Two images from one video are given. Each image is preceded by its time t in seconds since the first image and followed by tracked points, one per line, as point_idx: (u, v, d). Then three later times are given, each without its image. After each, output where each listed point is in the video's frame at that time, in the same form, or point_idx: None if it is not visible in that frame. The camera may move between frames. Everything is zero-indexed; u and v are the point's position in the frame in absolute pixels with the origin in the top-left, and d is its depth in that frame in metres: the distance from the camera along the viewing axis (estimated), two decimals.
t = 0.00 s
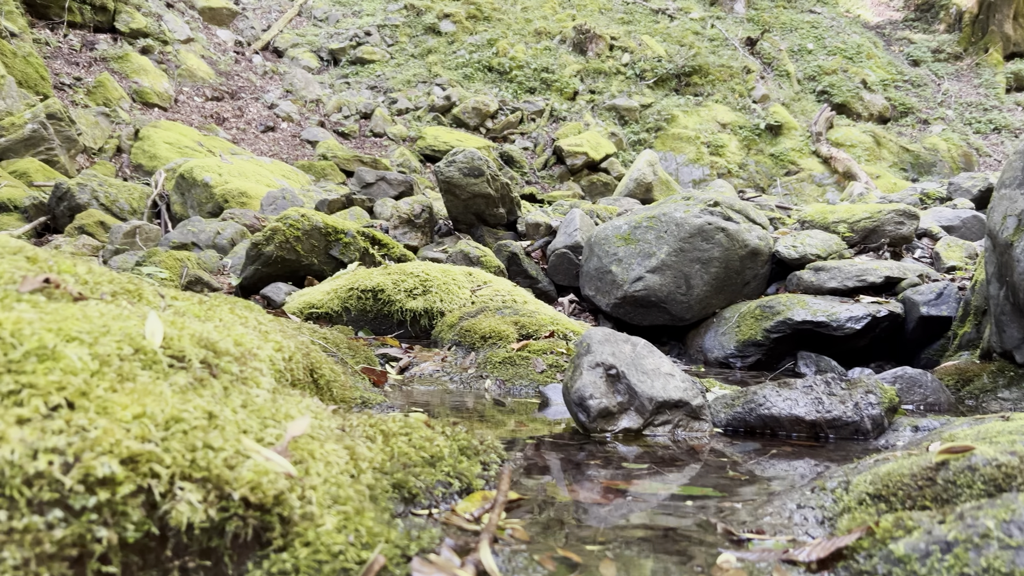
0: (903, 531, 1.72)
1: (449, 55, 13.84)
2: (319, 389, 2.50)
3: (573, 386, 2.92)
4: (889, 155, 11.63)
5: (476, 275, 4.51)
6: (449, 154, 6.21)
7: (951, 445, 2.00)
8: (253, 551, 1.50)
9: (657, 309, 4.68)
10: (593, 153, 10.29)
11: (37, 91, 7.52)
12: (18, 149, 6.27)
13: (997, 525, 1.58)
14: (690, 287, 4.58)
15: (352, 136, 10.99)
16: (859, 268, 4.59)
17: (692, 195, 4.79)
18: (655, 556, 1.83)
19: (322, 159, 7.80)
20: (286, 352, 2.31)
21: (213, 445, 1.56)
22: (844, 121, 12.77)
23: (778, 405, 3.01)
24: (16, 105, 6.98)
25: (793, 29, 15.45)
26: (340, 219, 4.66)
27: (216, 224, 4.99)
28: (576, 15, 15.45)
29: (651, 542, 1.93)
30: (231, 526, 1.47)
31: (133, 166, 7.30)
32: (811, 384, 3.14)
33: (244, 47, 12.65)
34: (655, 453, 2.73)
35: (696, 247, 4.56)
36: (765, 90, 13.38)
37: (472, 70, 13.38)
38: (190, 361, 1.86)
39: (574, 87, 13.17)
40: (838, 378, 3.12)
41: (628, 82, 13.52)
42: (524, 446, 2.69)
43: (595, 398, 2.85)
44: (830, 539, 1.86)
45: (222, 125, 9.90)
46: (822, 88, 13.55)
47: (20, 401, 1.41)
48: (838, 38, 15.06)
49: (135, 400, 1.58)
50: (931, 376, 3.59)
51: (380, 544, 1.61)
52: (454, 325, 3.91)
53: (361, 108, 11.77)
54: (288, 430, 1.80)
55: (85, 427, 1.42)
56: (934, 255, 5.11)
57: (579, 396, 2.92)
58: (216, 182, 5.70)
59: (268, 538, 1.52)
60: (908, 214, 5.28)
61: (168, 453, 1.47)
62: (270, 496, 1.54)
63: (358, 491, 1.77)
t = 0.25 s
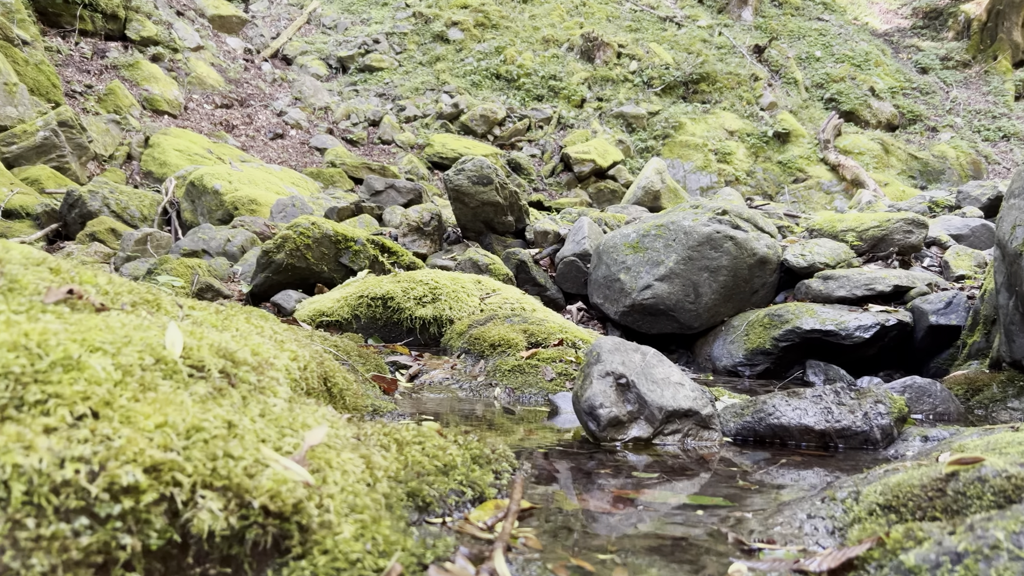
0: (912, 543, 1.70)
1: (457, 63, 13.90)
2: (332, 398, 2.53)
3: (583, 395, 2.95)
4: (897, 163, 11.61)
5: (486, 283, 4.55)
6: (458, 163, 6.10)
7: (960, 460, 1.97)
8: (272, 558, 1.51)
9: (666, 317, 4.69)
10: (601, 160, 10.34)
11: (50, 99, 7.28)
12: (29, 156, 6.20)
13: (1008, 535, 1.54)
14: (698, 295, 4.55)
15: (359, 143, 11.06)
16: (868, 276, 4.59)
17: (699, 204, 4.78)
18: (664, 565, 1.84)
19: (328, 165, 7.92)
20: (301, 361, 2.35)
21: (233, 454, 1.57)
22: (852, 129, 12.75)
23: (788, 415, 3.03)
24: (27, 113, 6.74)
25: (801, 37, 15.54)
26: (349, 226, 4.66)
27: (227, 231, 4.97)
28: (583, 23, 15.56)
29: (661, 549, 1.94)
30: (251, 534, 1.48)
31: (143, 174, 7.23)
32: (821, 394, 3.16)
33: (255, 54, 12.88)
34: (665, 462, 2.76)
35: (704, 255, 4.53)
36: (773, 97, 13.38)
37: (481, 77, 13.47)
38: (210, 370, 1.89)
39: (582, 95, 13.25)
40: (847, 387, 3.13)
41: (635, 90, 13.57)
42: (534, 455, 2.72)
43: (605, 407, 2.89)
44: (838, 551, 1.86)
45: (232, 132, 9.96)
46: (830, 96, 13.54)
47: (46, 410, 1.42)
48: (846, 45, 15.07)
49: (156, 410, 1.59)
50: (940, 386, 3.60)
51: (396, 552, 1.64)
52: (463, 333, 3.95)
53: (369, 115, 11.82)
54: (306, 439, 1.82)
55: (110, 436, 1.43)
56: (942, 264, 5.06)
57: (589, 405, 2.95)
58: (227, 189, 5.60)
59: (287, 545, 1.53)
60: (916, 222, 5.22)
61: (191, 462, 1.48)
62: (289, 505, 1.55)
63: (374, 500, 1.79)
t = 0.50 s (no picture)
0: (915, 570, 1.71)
1: (462, 73, 13.88)
2: (340, 419, 2.55)
3: (588, 414, 2.97)
4: (902, 173, 11.50)
5: (491, 297, 4.57)
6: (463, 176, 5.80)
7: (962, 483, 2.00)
8: None
9: (671, 331, 4.59)
10: (607, 170, 10.26)
11: (58, 110, 6.81)
12: (38, 168, 5.76)
13: (1008, 566, 1.55)
14: (703, 309, 4.49)
15: (366, 153, 10.84)
16: (873, 289, 4.58)
17: (705, 216, 4.71)
18: None
19: (337, 176, 7.77)
20: (309, 385, 2.37)
21: (245, 482, 1.48)
22: (857, 138, 12.58)
23: (792, 433, 3.05)
24: (37, 125, 6.26)
25: (804, 46, 15.38)
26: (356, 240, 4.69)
27: (234, 244, 4.98)
28: (589, 33, 15.52)
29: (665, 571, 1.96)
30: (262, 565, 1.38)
31: (151, 185, 6.72)
32: (825, 412, 3.17)
33: (262, 65, 12.85)
34: (670, 481, 2.77)
35: (709, 269, 4.46)
36: (777, 107, 13.30)
37: (485, 87, 13.48)
38: (222, 398, 1.90)
39: (586, 104, 13.15)
40: (851, 406, 3.14)
41: (640, 100, 13.50)
42: (540, 473, 2.75)
43: (610, 426, 2.90)
44: None
45: (238, 142, 9.75)
46: (835, 105, 13.38)
47: (63, 442, 1.35)
48: (851, 55, 14.97)
49: (171, 439, 1.52)
50: (944, 403, 3.61)
51: None
52: (469, 348, 3.98)
53: (375, 125, 11.71)
54: (317, 466, 1.80)
55: (126, 467, 1.36)
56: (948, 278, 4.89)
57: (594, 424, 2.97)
58: (234, 201, 5.47)
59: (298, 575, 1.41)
60: (922, 235, 5.00)
61: (204, 491, 1.40)
62: (300, 532, 1.43)
63: (384, 527, 1.77)
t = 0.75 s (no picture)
0: None
1: (466, 85, 12.60)
2: (346, 446, 2.55)
3: (592, 437, 2.99)
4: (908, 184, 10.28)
5: (495, 313, 4.59)
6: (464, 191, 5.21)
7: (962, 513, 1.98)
8: None
9: (674, 347, 4.56)
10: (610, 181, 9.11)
11: (65, 125, 6.62)
12: (44, 182, 5.74)
13: None
14: (706, 325, 4.49)
15: (368, 165, 10.06)
16: (876, 305, 4.58)
17: (707, 232, 4.73)
18: None
19: (338, 187, 6.98)
20: (315, 413, 2.39)
21: (254, 518, 1.49)
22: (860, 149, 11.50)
23: (796, 455, 3.07)
24: (43, 140, 6.14)
25: (808, 58, 14.07)
26: (361, 258, 4.71)
27: (239, 260, 4.99)
28: (590, 45, 14.03)
29: None
30: None
31: (155, 198, 6.24)
32: (828, 434, 3.19)
33: (266, 78, 11.98)
34: (676, 505, 2.78)
35: (712, 285, 4.46)
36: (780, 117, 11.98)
37: (488, 99, 12.23)
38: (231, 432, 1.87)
39: (589, 116, 11.78)
40: (854, 428, 3.16)
41: (643, 111, 12.09)
42: (546, 497, 2.74)
43: (614, 449, 2.92)
44: None
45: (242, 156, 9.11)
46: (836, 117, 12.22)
47: (77, 481, 1.35)
48: (853, 66, 13.72)
49: (180, 475, 1.52)
50: (948, 422, 3.61)
51: None
52: (473, 366, 4.00)
53: (379, 138, 10.80)
54: (324, 500, 1.77)
55: (138, 505, 1.37)
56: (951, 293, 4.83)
57: (598, 447, 2.99)
58: (239, 217, 5.45)
59: None
60: (926, 250, 4.87)
61: (214, 528, 1.42)
62: (309, 569, 1.47)
63: (391, 560, 1.79)
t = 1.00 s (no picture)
0: None
1: (468, 100, 10.58)
2: (348, 479, 2.56)
3: (593, 466, 3.01)
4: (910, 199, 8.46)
5: (497, 334, 4.61)
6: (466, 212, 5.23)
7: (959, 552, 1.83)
8: None
9: (675, 366, 4.54)
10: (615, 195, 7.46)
11: (71, 141, 6.41)
12: (48, 200, 5.72)
13: None
14: (707, 344, 4.49)
15: (371, 180, 8.48)
16: (876, 325, 4.59)
17: (707, 252, 4.77)
18: None
19: (342, 204, 6.91)
20: (317, 448, 2.40)
21: (256, 565, 1.57)
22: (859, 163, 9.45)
23: (795, 482, 3.08)
24: (48, 157, 6.03)
25: (807, 70, 11.74)
26: (363, 279, 4.74)
27: (243, 278, 5.07)
28: (592, 59, 11.61)
29: None
30: None
31: (160, 215, 6.25)
32: (827, 461, 3.19)
33: (269, 93, 10.26)
34: (677, 534, 2.78)
35: (712, 304, 4.48)
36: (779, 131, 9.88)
37: (491, 112, 10.20)
38: (234, 475, 1.84)
39: (590, 130, 9.81)
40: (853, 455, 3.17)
41: (642, 125, 9.96)
42: (548, 527, 2.73)
43: (614, 477, 2.93)
44: None
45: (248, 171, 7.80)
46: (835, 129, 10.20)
47: (83, 530, 1.36)
48: (852, 78, 11.54)
49: (184, 522, 1.54)
50: (949, 446, 3.58)
51: None
52: (474, 388, 4.00)
53: (382, 152, 9.02)
54: (325, 542, 1.80)
55: (142, 554, 1.39)
56: (952, 311, 4.83)
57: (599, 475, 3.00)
58: (242, 234, 5.48)
59: None
60: (925, 269, 4.89)
61: None
62: None
63: None
